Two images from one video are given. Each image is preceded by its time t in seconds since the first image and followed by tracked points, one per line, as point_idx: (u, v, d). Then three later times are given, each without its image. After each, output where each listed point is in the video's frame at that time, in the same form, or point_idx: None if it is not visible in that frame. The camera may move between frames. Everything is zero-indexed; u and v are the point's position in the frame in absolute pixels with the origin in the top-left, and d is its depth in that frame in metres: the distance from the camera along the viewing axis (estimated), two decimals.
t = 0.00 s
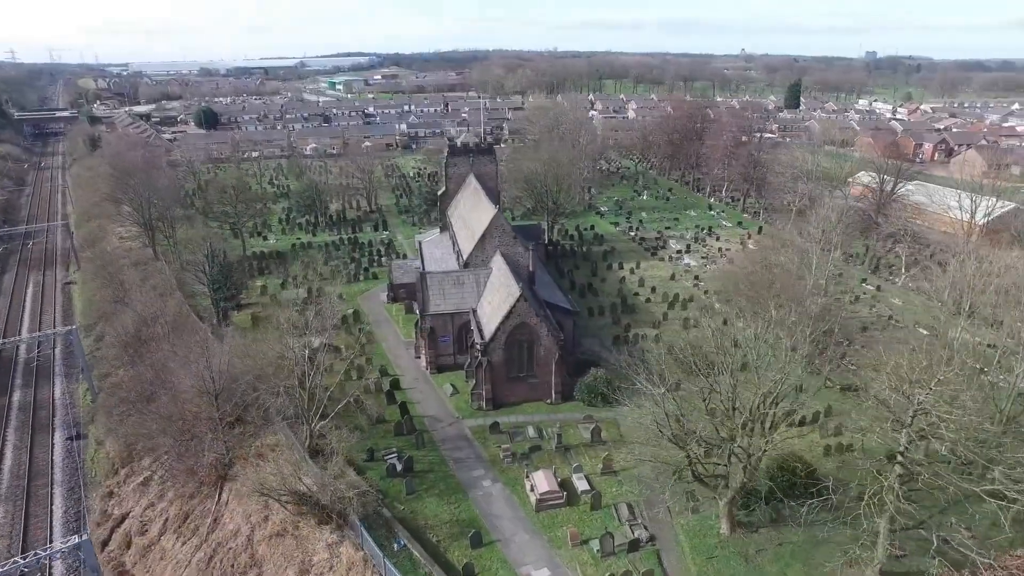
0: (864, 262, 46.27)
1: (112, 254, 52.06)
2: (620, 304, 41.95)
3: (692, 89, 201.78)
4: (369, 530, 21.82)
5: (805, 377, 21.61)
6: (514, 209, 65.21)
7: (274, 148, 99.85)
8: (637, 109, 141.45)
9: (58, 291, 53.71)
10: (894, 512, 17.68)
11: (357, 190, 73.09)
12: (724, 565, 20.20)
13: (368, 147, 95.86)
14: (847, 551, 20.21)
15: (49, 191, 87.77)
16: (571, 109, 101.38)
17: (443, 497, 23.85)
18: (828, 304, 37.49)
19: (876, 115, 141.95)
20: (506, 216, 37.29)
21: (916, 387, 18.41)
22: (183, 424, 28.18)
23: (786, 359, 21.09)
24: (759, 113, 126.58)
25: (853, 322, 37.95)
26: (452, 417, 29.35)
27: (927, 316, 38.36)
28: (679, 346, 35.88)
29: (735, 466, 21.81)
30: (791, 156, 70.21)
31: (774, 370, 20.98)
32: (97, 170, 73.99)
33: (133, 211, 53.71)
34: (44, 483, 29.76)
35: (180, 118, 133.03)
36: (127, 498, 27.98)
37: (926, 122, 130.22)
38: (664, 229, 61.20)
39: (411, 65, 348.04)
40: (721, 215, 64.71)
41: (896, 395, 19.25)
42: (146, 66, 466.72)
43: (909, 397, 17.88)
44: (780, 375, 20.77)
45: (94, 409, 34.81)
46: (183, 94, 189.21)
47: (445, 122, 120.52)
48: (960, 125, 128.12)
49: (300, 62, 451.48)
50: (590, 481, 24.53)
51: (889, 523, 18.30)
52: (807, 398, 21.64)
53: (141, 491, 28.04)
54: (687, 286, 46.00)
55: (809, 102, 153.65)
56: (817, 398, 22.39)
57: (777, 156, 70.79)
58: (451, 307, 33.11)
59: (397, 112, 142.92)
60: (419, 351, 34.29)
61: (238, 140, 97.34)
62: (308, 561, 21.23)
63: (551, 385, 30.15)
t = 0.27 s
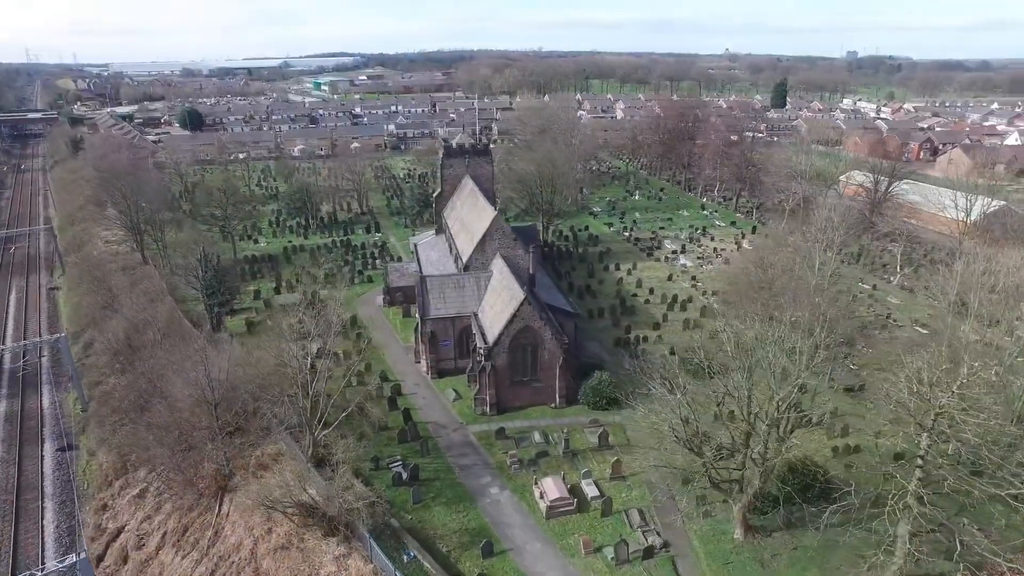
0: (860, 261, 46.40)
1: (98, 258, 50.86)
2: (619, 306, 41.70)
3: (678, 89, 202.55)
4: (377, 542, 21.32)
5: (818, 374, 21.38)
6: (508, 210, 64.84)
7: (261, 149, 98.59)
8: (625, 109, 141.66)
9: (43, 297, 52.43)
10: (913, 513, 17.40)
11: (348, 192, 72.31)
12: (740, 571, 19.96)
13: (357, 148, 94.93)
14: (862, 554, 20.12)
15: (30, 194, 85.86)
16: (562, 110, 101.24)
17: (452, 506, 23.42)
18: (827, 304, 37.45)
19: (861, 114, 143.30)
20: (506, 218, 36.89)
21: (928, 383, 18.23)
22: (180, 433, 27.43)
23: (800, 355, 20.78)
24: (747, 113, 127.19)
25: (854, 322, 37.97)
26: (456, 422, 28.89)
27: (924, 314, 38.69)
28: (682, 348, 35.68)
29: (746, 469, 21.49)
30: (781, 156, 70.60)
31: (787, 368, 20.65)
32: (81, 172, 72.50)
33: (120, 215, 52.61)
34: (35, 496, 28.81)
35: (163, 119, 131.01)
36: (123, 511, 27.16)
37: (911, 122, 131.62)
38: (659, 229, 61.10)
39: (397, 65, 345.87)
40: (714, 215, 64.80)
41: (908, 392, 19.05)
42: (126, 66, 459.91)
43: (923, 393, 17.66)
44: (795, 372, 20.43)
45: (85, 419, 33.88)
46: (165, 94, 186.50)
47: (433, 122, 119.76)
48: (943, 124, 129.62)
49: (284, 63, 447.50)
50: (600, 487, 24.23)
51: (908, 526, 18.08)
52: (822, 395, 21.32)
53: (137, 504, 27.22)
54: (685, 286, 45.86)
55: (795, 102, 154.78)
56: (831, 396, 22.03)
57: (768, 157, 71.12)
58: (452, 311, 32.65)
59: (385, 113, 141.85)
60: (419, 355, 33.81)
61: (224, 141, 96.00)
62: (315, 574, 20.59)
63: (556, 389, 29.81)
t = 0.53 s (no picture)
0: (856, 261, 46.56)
1: (83, 263, 49.68)
2: (617, 307, 41.50)
3: (664, 89, 203.37)
4: (385, 554, 20.78)
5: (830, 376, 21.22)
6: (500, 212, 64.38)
7: (246, 152, 97.26)
8: (612, 109, 141.92)
9: (25, 304, 51.09)
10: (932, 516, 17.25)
11: (337, 194, 71.46)
12: None
13: (345, 150, 93.91)
14: (876, 557, 20.01)
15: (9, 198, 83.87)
16: (550, 110, 101.03)
17: (460, 515, 22.96)
18: (826, 304, 37.44)
19: (844, 113, 144.97)
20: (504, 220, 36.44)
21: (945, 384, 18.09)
22: (176, 444, 26.64)
23: (813, 358, 20.60)
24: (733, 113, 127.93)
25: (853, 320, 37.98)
26: (459, 429, 28.42)
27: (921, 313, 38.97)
28: (683, 350, 35.54)
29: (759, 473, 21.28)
30: (771, 156, 70.97)
31: (802, 371, 20.41)
32: (62, 175, 70.87)
33: (105, 219, 51.38)
34: (23, 511, 27.90)
35: (145, 121, 128.87)
36: (117, 525, 26.37)
37: (893, 121, 133.31)
38: (652, 230, 61.06)
39: (381, 65, 343.51)
40: (706, 215, 64.93)
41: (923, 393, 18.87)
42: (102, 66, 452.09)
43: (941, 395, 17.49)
44: (810, 375, 20.22)
45: (74, 431, 32.92)
46: (145, 96, 183.54)
47: (421, 123, 119.02)
48: (925, 124, 131.37)
49: (266, 63, 442.63)
50: (609, 493, 23.96)
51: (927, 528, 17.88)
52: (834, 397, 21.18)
53: (131, 517, 26.42)
54: (681, 287, 45.78)
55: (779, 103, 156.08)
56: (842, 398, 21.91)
57: (758, 157, 71.49)
58: (452, 315, 32.13)
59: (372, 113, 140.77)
60: (418, 360, 33.32)
61: (209, 143, 94.54)
62: None
63: (559, 393, 29.47)
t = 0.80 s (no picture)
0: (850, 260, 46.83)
1: (67, 269, 48.50)
2: (615, 309, 41.30)
3: (648, 88, 204.26)
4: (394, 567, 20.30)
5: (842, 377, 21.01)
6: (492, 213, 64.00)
7: (231, 154, 95.87)
8: (599, 109, 142.13)
9: (7, 311, 49.74)
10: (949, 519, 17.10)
11: (326, 196, 70.57)
12: None
13: (332, 151, 92.88)
14: (890, 560, 19.92)
15: None
16: (539, 111, 100.83)
17: (468, 524, 22.55)
18: (824, 303, 37.53)
19: (828, 112, 146.55)
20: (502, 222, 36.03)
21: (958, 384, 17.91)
22: (171, 456, 25.81)
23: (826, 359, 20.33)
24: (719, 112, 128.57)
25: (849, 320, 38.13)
26: (462, 436, 27.98)
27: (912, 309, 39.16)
28: (683, 352, 35.37)
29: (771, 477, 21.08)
30: (760, 156, 71.36)
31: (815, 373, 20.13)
32: (42, 178, 69.26)
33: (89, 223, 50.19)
34: (11, 527, 26.99)
35: (126, 122, 126.67)
36: (111, 540, 25.59)
37: (875, 120, 134.90)
38: (644, 230, 61.03)
39: (364, 65, 341.19)
40: (697, 215, 65.10)
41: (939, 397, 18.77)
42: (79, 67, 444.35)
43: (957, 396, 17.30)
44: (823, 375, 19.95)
45: (62, 442, 31.97)
46: (125, 97, 180.43)
47: (408, 124, 118.16)
48: (906, 123, 133.08)
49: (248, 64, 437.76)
50: (618, 499, 23.67)
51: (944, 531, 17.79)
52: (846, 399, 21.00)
53: (126, 532, 25.60)
54: (677, 287, 45.69)
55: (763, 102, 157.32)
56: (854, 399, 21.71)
57: (747, 156, 71.81)
58: (451, 319, 31.67)
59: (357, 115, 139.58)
60: (418, 365, 32.84)
61: (192, 145, 93.01)
62: None
63: (562, 397, 29.17)
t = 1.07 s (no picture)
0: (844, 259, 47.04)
1: (49, 275, 47.21)
2: (612, 310, 41.04)
3: (632, 88, 204.98)
4: None
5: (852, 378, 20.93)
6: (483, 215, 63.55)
7: (214, 156, 94.39)
8: (584, 109, 142.28)
9: None
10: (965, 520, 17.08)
11: (314, 198, 69.67)
12: None
13: (317, 153, 91.80)
14: (903, 562, 19.83)
15: None
16: (526, 111, 100.61)
17: (476, 533, 22.13)
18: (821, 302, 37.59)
19: (810, 112, 148.21)
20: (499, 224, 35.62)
21: (972, 384, 17.89)
22: (166, 468, 24.86)
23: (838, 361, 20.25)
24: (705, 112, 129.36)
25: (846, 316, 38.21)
26: (465, 442, 27.54)
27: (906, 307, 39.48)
28: (682, 353, 35.30)
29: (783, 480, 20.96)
30: (749, 156, 71.74)
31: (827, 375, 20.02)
32: (20, 181, 67.53)
33: (71, 227, 48.92)
34: None
35: (105, 124, 124.37)
36: (103, 557, 24.79)
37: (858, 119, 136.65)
38: (636, 231, 60.99)
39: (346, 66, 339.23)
40: (688, 215, 65.27)
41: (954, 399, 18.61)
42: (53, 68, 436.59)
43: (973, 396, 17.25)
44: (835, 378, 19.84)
45: (50, 455, 30.97)
46: (102, 98, 177.35)
47: (394, 125, 117.15)
48: (888, 122, 134.88)
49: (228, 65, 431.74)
50: (626, 504, 23.42)
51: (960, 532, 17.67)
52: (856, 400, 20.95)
53: (120, 548, 24.84)
54: (673, 288, 45.61)
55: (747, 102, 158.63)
56: (863, 400, 21.67)
57: (735, 156, 72.13)
58: (451, 323, 31.16)
59: (342, 116, 138.33)
60: (416, 370, 32.31)
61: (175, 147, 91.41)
62: None
63: (565, 402, 28.84)
